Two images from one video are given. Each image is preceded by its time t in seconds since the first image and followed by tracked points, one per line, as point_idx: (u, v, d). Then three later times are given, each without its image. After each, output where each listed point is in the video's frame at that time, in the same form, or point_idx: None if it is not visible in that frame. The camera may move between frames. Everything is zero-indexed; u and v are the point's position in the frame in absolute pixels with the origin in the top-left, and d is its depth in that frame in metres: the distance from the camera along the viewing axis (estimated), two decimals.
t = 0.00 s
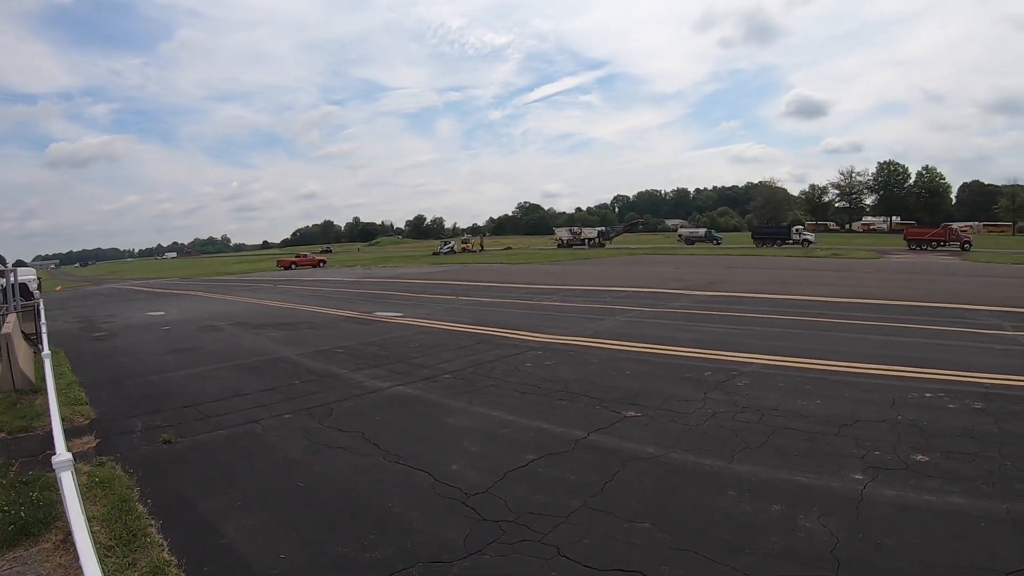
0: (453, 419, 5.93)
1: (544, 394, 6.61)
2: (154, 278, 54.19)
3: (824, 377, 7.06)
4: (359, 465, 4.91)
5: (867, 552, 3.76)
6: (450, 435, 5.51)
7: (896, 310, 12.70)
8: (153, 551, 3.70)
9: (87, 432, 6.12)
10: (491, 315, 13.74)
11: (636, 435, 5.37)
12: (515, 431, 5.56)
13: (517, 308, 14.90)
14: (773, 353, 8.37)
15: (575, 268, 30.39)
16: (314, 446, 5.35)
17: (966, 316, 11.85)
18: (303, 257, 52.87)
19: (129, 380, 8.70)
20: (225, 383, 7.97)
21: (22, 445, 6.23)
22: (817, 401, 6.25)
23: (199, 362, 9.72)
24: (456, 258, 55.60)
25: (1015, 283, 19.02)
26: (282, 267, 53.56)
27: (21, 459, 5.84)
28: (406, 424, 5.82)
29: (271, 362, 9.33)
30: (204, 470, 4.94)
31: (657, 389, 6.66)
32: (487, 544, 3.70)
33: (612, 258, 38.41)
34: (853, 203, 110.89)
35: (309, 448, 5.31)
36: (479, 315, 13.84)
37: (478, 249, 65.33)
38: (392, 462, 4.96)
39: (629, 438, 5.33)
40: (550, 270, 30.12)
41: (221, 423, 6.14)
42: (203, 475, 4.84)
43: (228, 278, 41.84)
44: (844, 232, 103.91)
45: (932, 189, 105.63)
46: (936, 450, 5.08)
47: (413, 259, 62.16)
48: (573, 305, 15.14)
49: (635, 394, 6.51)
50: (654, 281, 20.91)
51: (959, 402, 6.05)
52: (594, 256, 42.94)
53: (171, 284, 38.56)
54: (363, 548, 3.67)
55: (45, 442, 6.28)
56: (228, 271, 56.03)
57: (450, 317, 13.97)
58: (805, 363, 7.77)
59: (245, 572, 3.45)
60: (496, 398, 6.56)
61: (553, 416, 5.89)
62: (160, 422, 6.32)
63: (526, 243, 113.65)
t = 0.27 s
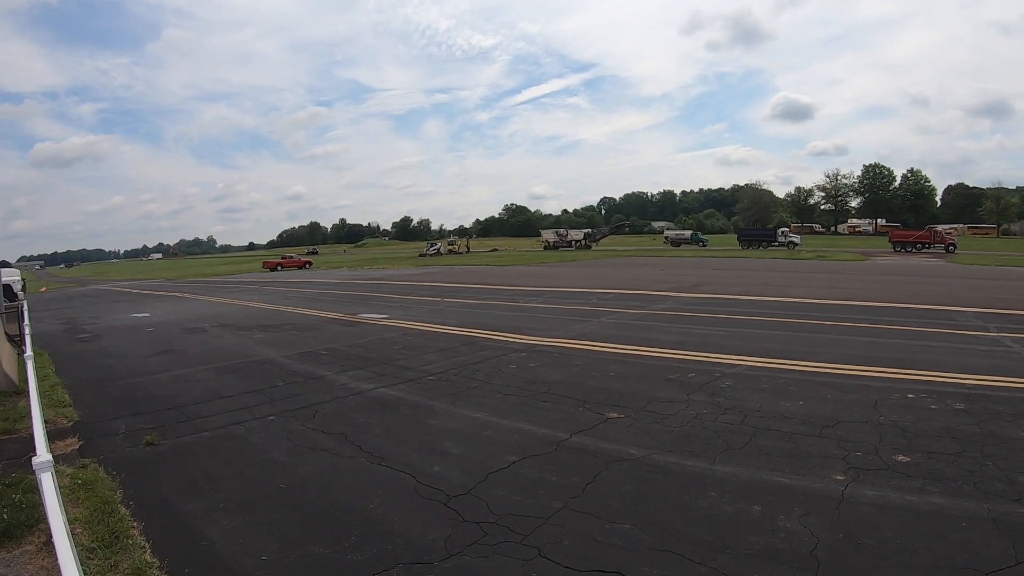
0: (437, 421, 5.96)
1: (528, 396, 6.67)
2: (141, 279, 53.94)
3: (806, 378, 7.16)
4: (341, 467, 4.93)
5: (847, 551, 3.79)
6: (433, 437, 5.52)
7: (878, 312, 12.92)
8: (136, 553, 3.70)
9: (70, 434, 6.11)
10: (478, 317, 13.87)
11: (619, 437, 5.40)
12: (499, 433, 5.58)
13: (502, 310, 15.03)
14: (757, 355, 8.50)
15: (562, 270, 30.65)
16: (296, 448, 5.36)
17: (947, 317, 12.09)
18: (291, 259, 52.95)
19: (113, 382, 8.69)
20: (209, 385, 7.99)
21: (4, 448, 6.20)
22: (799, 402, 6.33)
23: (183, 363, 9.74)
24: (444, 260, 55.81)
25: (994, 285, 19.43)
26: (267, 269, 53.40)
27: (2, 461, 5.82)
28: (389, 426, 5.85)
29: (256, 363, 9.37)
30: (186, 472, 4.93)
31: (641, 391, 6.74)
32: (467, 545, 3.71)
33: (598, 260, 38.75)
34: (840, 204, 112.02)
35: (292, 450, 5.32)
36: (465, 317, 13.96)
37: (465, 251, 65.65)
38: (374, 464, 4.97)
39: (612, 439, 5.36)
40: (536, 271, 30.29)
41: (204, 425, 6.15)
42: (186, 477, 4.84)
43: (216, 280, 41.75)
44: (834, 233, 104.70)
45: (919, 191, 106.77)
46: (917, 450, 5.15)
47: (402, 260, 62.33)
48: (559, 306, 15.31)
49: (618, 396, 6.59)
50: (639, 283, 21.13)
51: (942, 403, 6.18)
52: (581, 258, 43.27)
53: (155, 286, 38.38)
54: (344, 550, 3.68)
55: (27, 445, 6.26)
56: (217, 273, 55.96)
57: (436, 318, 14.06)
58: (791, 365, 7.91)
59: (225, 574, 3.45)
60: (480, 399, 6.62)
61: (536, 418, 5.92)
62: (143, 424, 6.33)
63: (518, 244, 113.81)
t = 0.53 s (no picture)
0: (420, 423, 6.00)
1: (512, 398, 6.75)
2: (127, 280, 53.60)
3: (789, 380, 7.26)
4: (323, 469, 4.95)
5: (828, 552, 3.83)
6: (415, 440, 5.55)
7: (861, 314, 13.11)
8: (117, 555, 3.72)
9: (52, 437, 6.11)
10: (463, 320, 13.99)
11: (602, 439, 5.44)
12: (481, 435, 5.62)
13: (488, 313, 15.11)
14: (742, 357, 8.60)
15: (549, 272, 30.85)
16: (279, 450, 5.38)
17: (930, 319, 12.30)
18: (279, 261, 52.97)
19: (98, 384, 8.69)
20: (194, 388, 8.01)
21: None
22: (782, 404, 6.41)
23: (168, 366, 9.76)
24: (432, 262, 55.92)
25: (976, 286, 19.77)
26: (254, 271, 53.22)
27: None
28: (373, 428, 5.89)
29: (241, 366, 9.41)
30: (169, 474, 4.94)
31: (625, 394, 6.81)
32: (449, 547, 3.74)
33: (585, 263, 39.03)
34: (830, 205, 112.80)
35: (275, 452, 5.34)
36: (451, 319, 14.05)
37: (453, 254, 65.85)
38: (357, 466, 4.99)
39: (595, 441, 5.40)
40: (523, 274, 30.41)
41: (188, 428, 6.16)
42: (168, 479, 4.84)
43: (203, 282, 41.60)
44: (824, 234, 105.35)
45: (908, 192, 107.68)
46: (899, 452, 5.22)
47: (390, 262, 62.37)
48: (544, 309, 15.45)
49: (601, 398, 6.68)
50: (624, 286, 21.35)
51: (926, 404, 6.32)
52: (567, 261, 43.51)
53: (138, 288, 38.12)
54: (325, 552, 3.70)
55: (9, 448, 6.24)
56: (205, 274, 55.77)
57: (422, 321, 14.14)
58: (777, 366, 8.04)
59: None
60: (464, 402, 6.70)
61: (519, 420, 5.97)
62: (127, 427, 6.34)
63: (510, 244, 113.83)
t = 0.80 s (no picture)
0: (402, 425, 6.05)
1: (495, 399, 6.88)
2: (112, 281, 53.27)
3: (771, 381, 7.40)
4: (304, 470, 5.00)
5: (806, 552, 3.88)
6: (396, 442, 5.57)
7: (843, 315, 13.34)
8: (97, 558, 3.74)
9: (33, 439, 6.12)
10: (446, 322, 14.15)
11: (585, 441, 5.49)
12: (463, 437, 5.67)
13: (472, 315, 15.24)
14: (725, 359, 8.78)
15: (534, 274, 31.09)
16: (261, 452, 5.43)
17: (912, 321, 12.53)
18: (264, 262, 52.94)
19: (79, 386, 8.69)
20: (176, 390, 8.06)
21: None
22: (763, 405, 6.52)
23: (150, 368, 9.79)
24: (418, 263, 55.98)
25: (956, 288, 20.16)
26: (238, 272, 53.04)
27: None
28: (355, 430, 5.96)
29: (223, 368, 9.49)
30: (151, 476, 4.98)
31: (607, 396, 6.89)
32: (428, 548, 3.81)
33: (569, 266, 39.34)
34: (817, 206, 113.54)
35: (256, 454, 5.39)
36: (435, 322, 14.16)
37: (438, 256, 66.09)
38: (339, 467, 5.02)
39: (578, 442, 5.46)
40: (508, 275, 30.51)
41: (170, 431, 6.21)
42: (151, 481, 4.87)
43: (188, 283, 41.42)
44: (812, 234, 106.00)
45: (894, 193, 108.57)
46: (880, 453, 5.29)
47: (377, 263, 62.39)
48: (527, 311, 15.64)
49: (583, 399, 6.81)
50: (607, 287, 21.58)
51: (907, 404, 6.47)
52: (553, 262, 43.70)
53: (121, 290, 37.87)
54: (305, 554, 3.75)
55: None
56: (191, 275, 55.53)
57: (406, 323, 14.27)
58: (761, 368, 8.20)
59: None
60: (445, 403, 6.82)
61: (503, 422, 6.01)
62: (108, 429, 6.37)
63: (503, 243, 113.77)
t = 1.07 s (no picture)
0: (385, 426, 6.27)
1: (479, 400, 7.08)
2: (95, 282, 52.92)
3: (752, 381, 7.64)
4: (287, 472, 5.15)
5: (788, 550, 3.91)
6: (380, 442, 5.78)
7: (824, 315, 13.56)
8: (80, 560, 3.83)
9: (16, 441, 6.21)
10: (429, 321, 14.34)
11: (568, 441, 5.65)
12: (445, 437, 5.87)
13: (456, 315, 15.39)
14: (707, 359, 9.06)
15: (520, 273, 31.31)
16: (244, 454, 5.58)
17: (894, 319, 12.75)
18: (247, 262, 52.81)
19: (63, 387, 8.77)
20: (158, 391, 8.19)
21: None
22: (746, 405, 6.68)
23: (133, 369, 9.89)
24: (404, 263, 55.94)
25: (936, 287, 20.47)
26: (222, 272, 52.85)
27: None
28: (337, 431, 6.15)
29: (206, 369, 9.63)
30: (135, 479, 5.10)
31: (589, 396, 7.13)
32: (411, 549, 3.88)
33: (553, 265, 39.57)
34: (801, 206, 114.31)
35: (239, 456, 5.54)
36: (419, 322, 14.29)
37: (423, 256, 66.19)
38: (320, 469, 5.18)
39: (560, 442, 5.61)
40: (494, 275, 30.63)
41: (152, 432, 6.37)
42: (134, 484, 5.00)
43: (172, 283, 41.20)
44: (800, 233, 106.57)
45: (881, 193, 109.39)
46: (862, 451, 5.38)
47: (363, 262, 62.29)
48: (510, 310, 15.84)
49: (566, 400, 7.02)
50: (590, 287, 21.84)
51: (890, 403, 6.65)
52: (538, 262, 43.85)
53: (102, 290, 37.62)
54: (287, 556, 3.85)
55: None
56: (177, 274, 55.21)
57: (390, 322, 14.43)
58: (742, 368, 8.45)
59: None
60: (427, 404, 7.02)
61: (485, 422, 6.25)
62: (91, 431, 6.50)
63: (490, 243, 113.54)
